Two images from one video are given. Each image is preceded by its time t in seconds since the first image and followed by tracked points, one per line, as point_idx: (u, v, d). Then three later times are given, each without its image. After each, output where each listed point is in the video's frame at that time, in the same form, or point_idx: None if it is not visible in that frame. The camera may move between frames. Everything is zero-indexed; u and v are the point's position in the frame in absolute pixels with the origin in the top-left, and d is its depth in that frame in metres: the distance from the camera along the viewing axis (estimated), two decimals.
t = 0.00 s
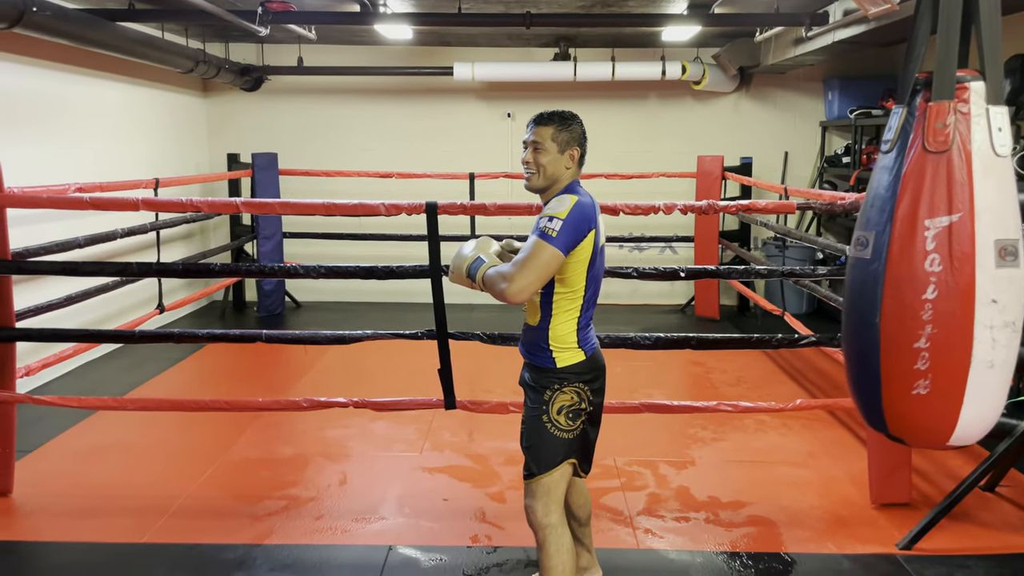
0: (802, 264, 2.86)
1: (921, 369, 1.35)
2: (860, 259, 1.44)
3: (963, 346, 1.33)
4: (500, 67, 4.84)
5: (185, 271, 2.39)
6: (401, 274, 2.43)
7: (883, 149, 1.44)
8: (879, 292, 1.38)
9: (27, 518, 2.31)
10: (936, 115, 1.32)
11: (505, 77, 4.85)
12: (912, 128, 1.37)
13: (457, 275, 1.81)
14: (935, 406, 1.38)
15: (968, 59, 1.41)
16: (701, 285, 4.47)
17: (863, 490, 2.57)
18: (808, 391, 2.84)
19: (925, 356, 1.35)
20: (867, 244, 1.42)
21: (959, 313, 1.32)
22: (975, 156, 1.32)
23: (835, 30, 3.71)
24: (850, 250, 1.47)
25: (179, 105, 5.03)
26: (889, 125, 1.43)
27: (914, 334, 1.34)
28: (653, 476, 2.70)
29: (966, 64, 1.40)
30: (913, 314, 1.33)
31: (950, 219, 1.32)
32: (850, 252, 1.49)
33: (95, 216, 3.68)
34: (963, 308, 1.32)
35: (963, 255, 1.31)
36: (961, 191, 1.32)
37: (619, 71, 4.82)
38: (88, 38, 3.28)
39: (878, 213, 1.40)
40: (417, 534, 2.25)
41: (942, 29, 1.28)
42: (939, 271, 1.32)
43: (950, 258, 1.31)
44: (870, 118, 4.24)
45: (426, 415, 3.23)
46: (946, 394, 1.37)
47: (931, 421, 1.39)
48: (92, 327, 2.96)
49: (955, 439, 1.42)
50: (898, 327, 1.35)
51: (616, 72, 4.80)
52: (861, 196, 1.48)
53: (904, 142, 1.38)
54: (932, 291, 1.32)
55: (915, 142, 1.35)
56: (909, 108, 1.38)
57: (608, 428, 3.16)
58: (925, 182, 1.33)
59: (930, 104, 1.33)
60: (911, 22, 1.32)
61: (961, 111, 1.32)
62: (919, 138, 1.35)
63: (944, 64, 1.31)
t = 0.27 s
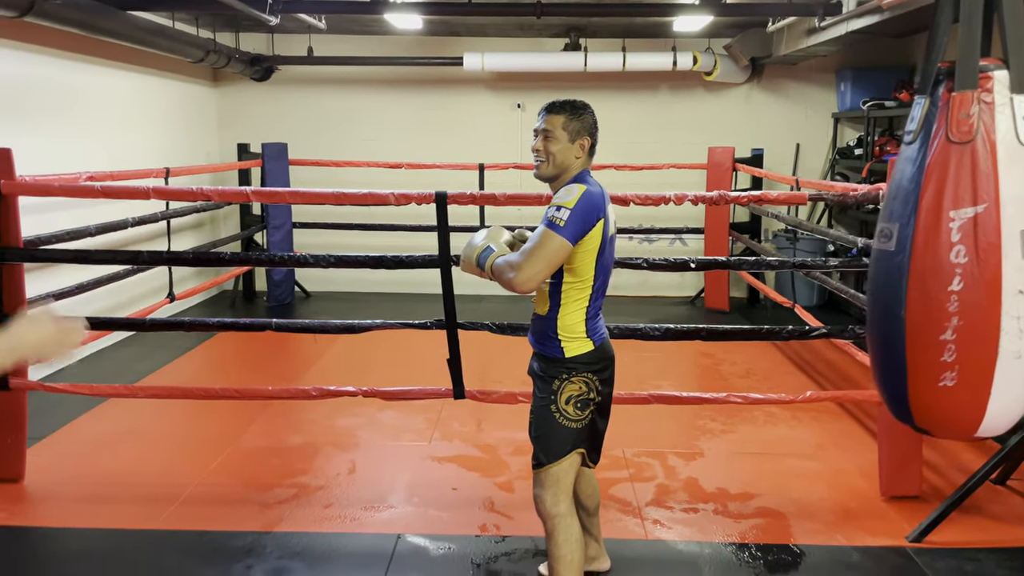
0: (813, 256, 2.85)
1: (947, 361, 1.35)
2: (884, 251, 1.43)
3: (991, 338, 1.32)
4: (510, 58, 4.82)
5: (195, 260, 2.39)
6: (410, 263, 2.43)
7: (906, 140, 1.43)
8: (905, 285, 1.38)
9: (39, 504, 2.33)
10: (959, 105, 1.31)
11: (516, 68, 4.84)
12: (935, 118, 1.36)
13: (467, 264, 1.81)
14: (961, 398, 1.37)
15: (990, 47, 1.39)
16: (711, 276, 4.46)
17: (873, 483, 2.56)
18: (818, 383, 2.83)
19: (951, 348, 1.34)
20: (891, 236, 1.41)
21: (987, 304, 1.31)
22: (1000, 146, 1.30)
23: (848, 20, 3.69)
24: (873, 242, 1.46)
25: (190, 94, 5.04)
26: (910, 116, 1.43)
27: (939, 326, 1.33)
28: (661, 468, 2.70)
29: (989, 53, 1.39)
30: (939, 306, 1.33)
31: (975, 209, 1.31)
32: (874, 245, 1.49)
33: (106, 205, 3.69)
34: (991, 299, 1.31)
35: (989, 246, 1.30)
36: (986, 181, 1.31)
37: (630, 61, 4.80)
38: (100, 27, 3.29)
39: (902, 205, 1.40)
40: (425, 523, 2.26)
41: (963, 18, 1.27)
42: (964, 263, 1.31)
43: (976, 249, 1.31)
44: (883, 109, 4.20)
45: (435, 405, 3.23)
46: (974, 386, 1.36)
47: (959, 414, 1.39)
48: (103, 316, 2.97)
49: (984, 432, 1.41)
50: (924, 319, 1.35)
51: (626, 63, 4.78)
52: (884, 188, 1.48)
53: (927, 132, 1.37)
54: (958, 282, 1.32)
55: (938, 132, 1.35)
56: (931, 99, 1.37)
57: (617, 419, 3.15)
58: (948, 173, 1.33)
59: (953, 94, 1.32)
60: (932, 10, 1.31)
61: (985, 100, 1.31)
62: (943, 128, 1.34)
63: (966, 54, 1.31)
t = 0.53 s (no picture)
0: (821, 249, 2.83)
1: (963, 353, 1.38)
2: (899, 243, 1.45)
3: (1007, 329, 1.35)
4: (517, 47, 4.81)
5: (202, 248, 2.39)
6: (416, 253, 2.42)
7: (921, 132, 1.44)
8: (921, 277, 1.40)
9: (45, 491, 2.34)
10: (975, 96, 1.32)
11: (523, 58, 4.82)
12: (951, 110, 1.37)
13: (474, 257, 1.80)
14: (977, 389, 1.40)
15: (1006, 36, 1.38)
16: (718, 269, 4.45)
17: (878, 476, 2.56)
18: (824, 377, 2.82)
19: (968, 340, 1.37)
20: (906, 228, 1.43)
21: (1003, 296, 1.34)
22: (1016, 137, 1.32)
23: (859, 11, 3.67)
24: (888, 234, 1.48)
25: (197, 83, 5.04)
26: (926, 106, 1.43)
27: (956, 318, 1.36)
28: (666, 460, 2.69)
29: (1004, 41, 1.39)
30: (955, 298, 1.36)
31: (991, 201, 1.33)
32: (889, 236, 1.50)
33: (113, 193, 3.69)
34: (1006, 291, 1.34)
35: (1005, 237, 1.33)
36: (1002, 172, 1.32)
37: (638, 52, 4.79)
38: (107, 15, 3.28)
39: (918, 197, 1.41)
40: (430, 512, 2.26)
41: (979, 10, 1.26)
42: (980, 255, 1.34)
43: (992, 241, 1.33)
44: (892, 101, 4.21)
45: (440, 395, 3.23)
46: (990, 377, 1.39)
47: (975, 405, 1.42)
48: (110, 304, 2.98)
49: (998, 422, 1.45)
50: (941, 311, 1.37)
51: (634, 53, 4.77)
52: (899, 179, 1.49)
53: (943, 124, 1.39)
54: (974, 274, 1.34)
55: (955, 124, 1.36)
56: (947, 90, 1.38)
57: (622, 411, 3.15)
58: (965, 165, 1.34)
59: (970, 86, 1.33)
60: None
61: (1000, 92, 1.32)
62: (959, 120, 1.35)
63: (983, 45, 1.30)
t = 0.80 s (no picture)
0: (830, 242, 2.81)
1: (974, 346, 1.34)
2: (911, 235, 1.42)
3: (1020, 324, 1.31)
4: (526, 38, 4.80)
5: (208, 237, 2.38)
6: (423, 243, 2.41)
7: (935, 123, 1.41)
8: (933, 270, 1.36)
9: (51, 479, 2.34)
10: (991, 87, 1.28)
11: (531, 48, 4.81)
12: (966, 101, 1.33)
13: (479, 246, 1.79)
14: (988, 382, 1.36)
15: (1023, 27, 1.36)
16: (726, 262, 4.43)
17: (887, 471, 2.54)
18: (833, 371, 2.80)
19: (979, 334, 1.33)
20: (919, 220, 1.40)
21: (1016, 290, 1.30)
22: None
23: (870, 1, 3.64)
24: (900, 226, 1.45)
25: (204, 73, 5.04)
26: (941, 98, 1.40)
27: (968, 311, 1.33)
28: (673, 453, 2.68)
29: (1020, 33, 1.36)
30: (967, 292, 1.32)
31: (1006, 194, 1.29)
32: (900, 229, 1.47)
33: (119, 183, 3.70)
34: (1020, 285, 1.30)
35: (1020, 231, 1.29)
36: (1017, 165, 1.29)
37: (647, 43, 4.77)
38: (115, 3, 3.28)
39: (931, 189, 1.38)
40: (435, 503, 2.25)
41: None
42: (994, 248, 1.30)
43: (1006, 234, 1.29)
44: (903, 94, 4.19)
45: (446, 386, 3.22)
46: (1000, 371, 1.35)
47: (986, 399, 1.38)
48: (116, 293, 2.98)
49: (1009, 417, 1.41)
50: (953, 305, 1.34)
51: (644, 44, 4.75)
52: (911, 172, 1.45)
53: (957, 115, 1.35)
54: (987, 268, 1.31)
55: (969, 116, 1.33)
56: (962, 80, 1.34)
57: (629, 403, 3.14)
58: (979, 157, 1.31)
59: (985, 76, 1.29)
60: None
61: (1017, 83, 1.28)
62: (973, 112, 1.32)
63: (999, 34, 1.27)
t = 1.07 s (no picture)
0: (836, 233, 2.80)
1: (968, 335, 1.36)
2: (908, 223, 1.43)
3: (1012, 313, 1.33)
4: (531, 27, 4.78)
5: (211, 226, 2.39)
6: (426, 233, 2.41)
7: (935, 110, 1.41)
8: (929, 259, 1.38)
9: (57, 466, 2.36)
10: (991, 76, 1.29)
11: (536, 38, 4.79)
12: (966, 89, 1.34)
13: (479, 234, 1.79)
14: (981, 371, 1.39)
15: None
16: (731, 253, 4.41)
17: (891, 463, 2.53)
18: (837, 362, 2.79)
19: (973, 323, 1.35)
20: (916, 208, 1.41)
21: (1010, 279, 1.32)
22: None
23: None
24: (897, 214, 1.46)
25: (209, 63, 5.05)
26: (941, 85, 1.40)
27: (962, 301, 1.35)
28: (676, 444, 2.68)
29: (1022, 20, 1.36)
30: (962, 282, 1.34)
31: (1003, 183, 1.30)
32: (898, 217, 1.48)
33: (125, 172, 3.71)
34: (1014, 275, 1.32)
35: (1016, 221, 1.30)
36: (1015, 155, 1.30)
37: (653, 33, 4.74)
38: None
39: (929, 177, 1.39)
40: (438, 492, 2.26)
41: None
42: (990, 238, 1.32)
43: (1002, 224, 1.31)
44: (911, 84, 4.15)
45: (450, 376, 3.23)
46: (992, 359, 1.38)
47: (978, 386, 1.41)
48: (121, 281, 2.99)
49: (1000, 404, 1.44)
50: (948, 294, 1.36)
51: (649, 34, 4.73)
52: (911, 159, 1.46)
53: (956, 104, 1.36)
54: (983, 257, 1.32)
55: (968, 105, 1.33)
56: (963, 68, 1.34)
57: (632, 394, 3.13)
58: (978, 146, 1.31)
59: (985, 65, 1.29)
60: None
61: (1017, 72, 1.29)
62: (973, 101, 1.32)
63: (1001, 23, 1.27)
